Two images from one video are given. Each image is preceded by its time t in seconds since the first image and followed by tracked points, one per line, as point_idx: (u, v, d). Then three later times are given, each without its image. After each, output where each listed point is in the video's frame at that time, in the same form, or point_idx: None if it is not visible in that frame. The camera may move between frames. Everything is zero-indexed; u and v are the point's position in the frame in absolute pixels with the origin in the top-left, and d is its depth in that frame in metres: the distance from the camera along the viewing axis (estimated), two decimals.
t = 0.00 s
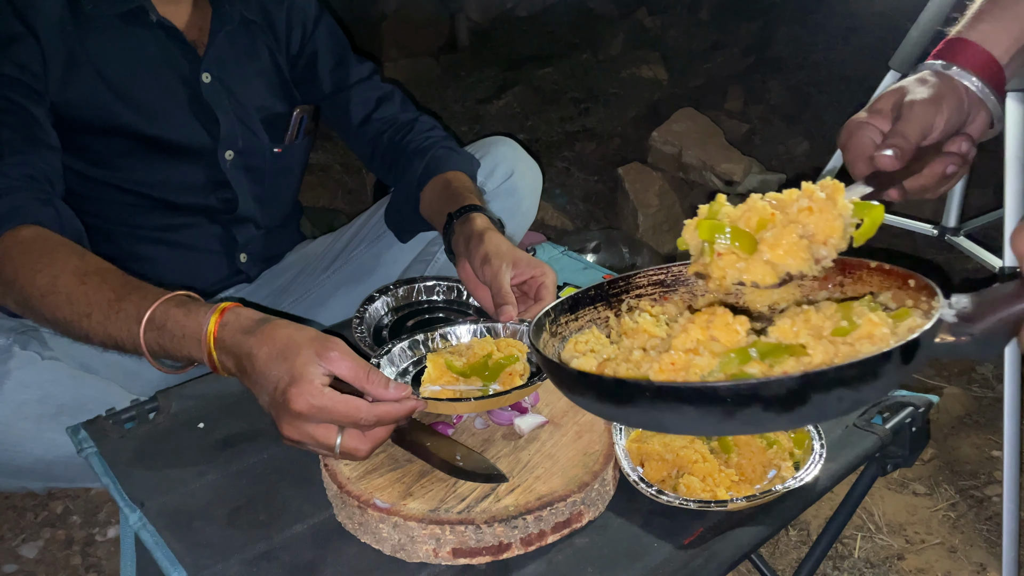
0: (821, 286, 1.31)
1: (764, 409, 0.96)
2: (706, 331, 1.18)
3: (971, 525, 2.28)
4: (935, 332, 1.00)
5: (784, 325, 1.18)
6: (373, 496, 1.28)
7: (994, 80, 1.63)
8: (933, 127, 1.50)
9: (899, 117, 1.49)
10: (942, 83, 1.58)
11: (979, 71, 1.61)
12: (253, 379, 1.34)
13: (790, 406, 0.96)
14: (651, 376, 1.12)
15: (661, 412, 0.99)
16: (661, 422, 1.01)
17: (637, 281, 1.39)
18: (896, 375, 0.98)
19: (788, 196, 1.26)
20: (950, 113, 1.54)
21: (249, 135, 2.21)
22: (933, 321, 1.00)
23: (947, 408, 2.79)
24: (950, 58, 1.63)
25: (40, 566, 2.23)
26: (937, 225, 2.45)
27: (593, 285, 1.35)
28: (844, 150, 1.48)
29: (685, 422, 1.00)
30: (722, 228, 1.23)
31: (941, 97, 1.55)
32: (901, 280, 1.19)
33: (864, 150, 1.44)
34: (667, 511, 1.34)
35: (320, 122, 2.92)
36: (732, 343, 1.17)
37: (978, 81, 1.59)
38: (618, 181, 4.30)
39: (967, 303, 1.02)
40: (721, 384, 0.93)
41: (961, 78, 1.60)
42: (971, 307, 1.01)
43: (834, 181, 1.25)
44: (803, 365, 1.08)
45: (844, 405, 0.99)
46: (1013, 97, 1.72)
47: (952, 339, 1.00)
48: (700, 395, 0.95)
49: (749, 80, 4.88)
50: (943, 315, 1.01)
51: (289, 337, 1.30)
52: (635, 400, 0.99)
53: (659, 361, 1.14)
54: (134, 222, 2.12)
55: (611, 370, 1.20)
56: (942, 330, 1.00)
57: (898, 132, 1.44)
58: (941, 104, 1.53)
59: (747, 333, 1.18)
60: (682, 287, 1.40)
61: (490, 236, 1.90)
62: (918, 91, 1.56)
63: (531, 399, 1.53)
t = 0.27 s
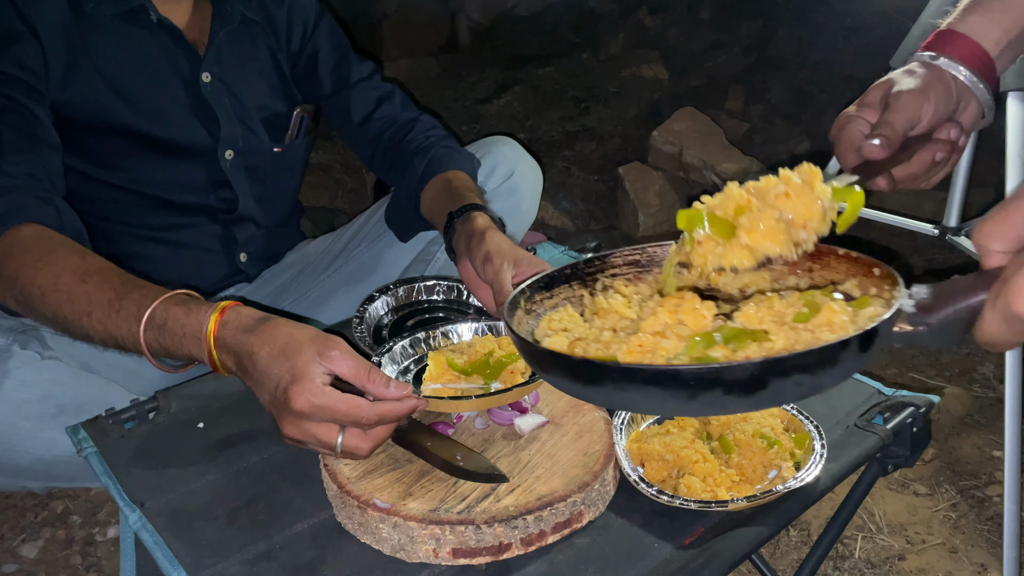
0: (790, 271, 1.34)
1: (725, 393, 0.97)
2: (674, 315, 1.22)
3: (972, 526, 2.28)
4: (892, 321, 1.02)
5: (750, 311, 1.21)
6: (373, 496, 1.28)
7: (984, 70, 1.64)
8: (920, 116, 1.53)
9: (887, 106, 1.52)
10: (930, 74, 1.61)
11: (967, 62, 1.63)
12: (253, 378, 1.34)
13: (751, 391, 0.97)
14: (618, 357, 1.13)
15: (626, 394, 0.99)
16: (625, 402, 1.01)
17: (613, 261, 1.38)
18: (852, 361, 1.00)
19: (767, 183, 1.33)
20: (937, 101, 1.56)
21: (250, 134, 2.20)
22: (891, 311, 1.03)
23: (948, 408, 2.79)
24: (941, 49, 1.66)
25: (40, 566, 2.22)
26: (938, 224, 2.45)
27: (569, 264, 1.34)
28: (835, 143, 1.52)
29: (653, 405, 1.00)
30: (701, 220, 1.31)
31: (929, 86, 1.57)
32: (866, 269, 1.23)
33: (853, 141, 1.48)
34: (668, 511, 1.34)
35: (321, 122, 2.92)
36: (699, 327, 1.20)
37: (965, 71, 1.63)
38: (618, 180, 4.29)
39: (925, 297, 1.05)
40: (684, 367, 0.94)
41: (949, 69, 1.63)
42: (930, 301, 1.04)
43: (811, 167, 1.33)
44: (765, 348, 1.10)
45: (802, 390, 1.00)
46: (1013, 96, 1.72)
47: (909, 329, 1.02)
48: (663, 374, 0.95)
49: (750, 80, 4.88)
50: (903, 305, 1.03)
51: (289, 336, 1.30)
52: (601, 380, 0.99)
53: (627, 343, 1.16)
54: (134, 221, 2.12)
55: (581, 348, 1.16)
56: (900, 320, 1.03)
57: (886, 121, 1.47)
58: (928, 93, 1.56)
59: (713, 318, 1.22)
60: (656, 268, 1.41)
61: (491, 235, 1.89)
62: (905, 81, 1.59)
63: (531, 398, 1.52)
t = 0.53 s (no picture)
0: (768, 270, 1.35)
1: (703, 398, 0.97)
2: (653, 318, 1.19)
3: (972, 526, 2.28)
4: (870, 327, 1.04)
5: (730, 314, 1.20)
6: (373, 496, 1.28)
7: (984, 68, 1.64)
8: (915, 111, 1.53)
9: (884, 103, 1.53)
10: (927, 72, 1.61)
11: (966, 61, 1.62)
12: (254, 377, 1.34)
13: (730, 394, 0.97)
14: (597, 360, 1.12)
15: (603, 395, 0.99)
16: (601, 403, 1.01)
17: (592, 258, 1.41)
18: (826, 367, 1.00)
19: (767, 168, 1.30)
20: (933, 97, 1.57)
21: (250, 134, 2.20)
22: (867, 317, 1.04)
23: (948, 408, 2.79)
24: (941, 48, 1.65)
25: (40, 565, 2.22)
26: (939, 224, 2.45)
27: (548, 262, 1.36)
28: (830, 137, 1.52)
29: (630, 406, 1.00)
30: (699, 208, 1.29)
31: (925, 83, 1.58)
32: (845, 272, 1.21)
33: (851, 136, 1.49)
34: (668, 511, 1.34)
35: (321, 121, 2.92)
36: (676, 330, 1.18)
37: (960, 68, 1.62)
38: (619, 180, 4.29)
39: (901, 302, 1.07)
40: (662, 371, 0.93)
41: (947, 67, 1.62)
42: (906, 307, 1.06)
43: (809, 150, 1.27)
44: (743, 354, 1.11)
45: (780, 395, 1.00)
46: (1014, 96, 1.71)
47: (885, 334, 1.06)
48: (643, 380, 0.95)
49: (750, 80, 4.88)
50: (879, 310, 1.06)
51: (290, 335, 1.30)
52: (581, 381, 0.99)
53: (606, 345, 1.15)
54: (134, 220, 2.11)
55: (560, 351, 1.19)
56: (877, 325, 1.06)
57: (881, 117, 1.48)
58: (924, 90, 1.56)
59: (693, 321, 1.19)
60: (635, 265, 1.43)
61: (493, 233, 1.89)
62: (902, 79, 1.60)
63: (531, 398, 1.52)
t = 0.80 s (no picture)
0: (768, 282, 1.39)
1: (717, 432, 0.96)
2: (661, 345, 1.22)
3: (973, 526, 2.28)
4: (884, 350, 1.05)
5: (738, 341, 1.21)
6: (373, 496, 1.28)
7: (959, 45, 1.60)
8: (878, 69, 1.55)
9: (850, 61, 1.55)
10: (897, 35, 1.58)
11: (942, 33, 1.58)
12: (256, 377, 1.34)
13: (745, 428, 0.96)
14: (604, 391, 1.13)
15: (613, 432, 0.98)
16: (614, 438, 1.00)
17: (585, 272, 1.41)
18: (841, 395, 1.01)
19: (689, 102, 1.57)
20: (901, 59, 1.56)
21: (250, 134, 2.20)
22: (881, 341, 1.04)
23: (948, 408, 2.79)
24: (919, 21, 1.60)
25: (40, 565, 2.22)
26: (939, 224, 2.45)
27: (541, 276, 1.35)
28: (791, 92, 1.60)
29: (642, 442, 0.99)
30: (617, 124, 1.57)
31: (893, 45, 1.56)
32: (849, 287, 1.23)
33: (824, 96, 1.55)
34: (668, 511, 1.34)
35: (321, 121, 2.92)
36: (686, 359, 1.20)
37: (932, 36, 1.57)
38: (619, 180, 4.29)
39: (913, 322, 1.09)
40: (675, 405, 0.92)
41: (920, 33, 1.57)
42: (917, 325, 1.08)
43: (732, 91, 1.57)
44: (757, 384, 1.11)
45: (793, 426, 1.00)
46: (1014, 96, 1.71)
47: (899, 356, 1.06)
48: (656, 415, 0.94)
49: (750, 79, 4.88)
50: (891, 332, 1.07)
51: (291, 335, 1.30)
52: (587, 418, 0.97)
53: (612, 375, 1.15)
54: (135, 220, 2.11)
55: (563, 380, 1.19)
56: (890, 347, 1.06)
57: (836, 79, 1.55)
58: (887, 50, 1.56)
59: (702, 349, 1.22)
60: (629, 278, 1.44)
61: (492, 239, 1.89)
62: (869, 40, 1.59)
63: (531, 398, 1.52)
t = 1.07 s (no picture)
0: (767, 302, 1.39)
1: (729, 462, 0.97)
2: (666, 371, 1.16)
3: (972, 525, 2.28)
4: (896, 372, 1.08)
5: (747, 365, 1.17)
6: (373, 495, 1.28)
7: (846, 91, 1.64)
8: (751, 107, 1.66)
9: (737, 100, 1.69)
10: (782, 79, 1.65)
11: (825, 79, 1.62)
12: (253, 379, 1.34)
13: (758, 458, 0.97)
14: (606, 421, 1.10)
15: (621, 462, 0.99)
16: (626, 471, 1.00)
17: (576, 294, 1.42)
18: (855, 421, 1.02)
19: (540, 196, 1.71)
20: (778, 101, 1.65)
21: (249, 134, 2.20)
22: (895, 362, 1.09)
23: (948, 408, 2.79)
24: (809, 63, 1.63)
25: (40, 564, 2.22)
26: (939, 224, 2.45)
27: (532, 300, 1.36)
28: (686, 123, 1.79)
29: (652, 473, 1.00)
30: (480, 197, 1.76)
31: (774, 87, 1.65)
32: (854, 307, 1.26)
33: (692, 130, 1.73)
34: (668, 510, 1.34)
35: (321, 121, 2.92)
36: (691, 388, 1.15)
37: (813, 78, 1.63)
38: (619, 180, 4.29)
39: (926, 345, 1.15)
40: (684, 437, 0.93)
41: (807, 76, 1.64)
42: (930, 347, 1.14)
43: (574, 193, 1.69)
44: (769, 412, 1.07)
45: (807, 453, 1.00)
46: (1014, 95, 1.70)
47: (911, 378, 1.11)
48: (665, 447, 0.95)
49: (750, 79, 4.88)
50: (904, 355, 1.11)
51: (290, 336, 1.31)
52: (593, 449, 0.98)
53: (615, 404, 1.11)
54: (133, 220, 2.11)
55: (561, 411, 1.15)
56: (904, 370, 1.11)
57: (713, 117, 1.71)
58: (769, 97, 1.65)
59: (709, 373, 1.17)
60: (622, 299, 1.45)
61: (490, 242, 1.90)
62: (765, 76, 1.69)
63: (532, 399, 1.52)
